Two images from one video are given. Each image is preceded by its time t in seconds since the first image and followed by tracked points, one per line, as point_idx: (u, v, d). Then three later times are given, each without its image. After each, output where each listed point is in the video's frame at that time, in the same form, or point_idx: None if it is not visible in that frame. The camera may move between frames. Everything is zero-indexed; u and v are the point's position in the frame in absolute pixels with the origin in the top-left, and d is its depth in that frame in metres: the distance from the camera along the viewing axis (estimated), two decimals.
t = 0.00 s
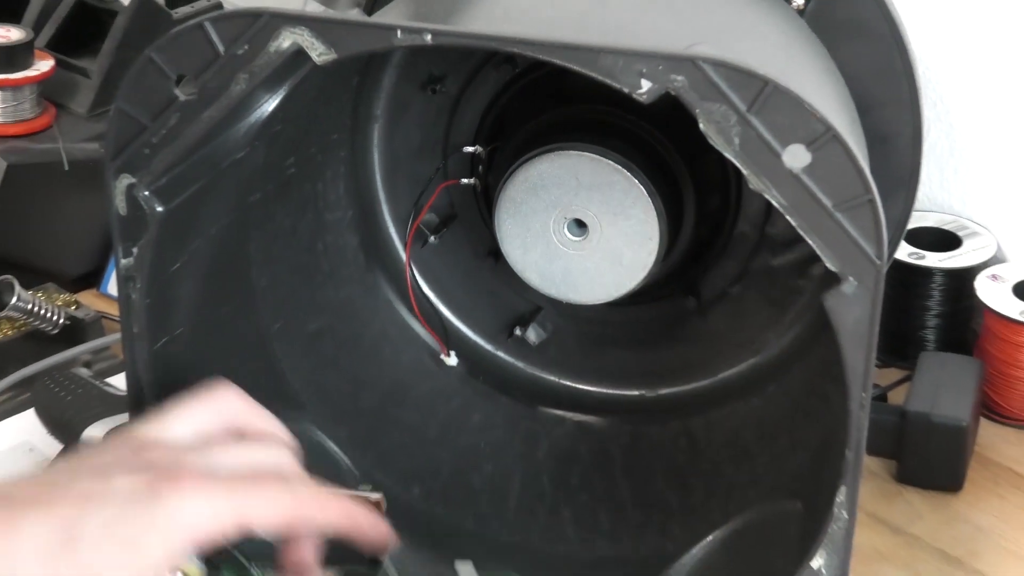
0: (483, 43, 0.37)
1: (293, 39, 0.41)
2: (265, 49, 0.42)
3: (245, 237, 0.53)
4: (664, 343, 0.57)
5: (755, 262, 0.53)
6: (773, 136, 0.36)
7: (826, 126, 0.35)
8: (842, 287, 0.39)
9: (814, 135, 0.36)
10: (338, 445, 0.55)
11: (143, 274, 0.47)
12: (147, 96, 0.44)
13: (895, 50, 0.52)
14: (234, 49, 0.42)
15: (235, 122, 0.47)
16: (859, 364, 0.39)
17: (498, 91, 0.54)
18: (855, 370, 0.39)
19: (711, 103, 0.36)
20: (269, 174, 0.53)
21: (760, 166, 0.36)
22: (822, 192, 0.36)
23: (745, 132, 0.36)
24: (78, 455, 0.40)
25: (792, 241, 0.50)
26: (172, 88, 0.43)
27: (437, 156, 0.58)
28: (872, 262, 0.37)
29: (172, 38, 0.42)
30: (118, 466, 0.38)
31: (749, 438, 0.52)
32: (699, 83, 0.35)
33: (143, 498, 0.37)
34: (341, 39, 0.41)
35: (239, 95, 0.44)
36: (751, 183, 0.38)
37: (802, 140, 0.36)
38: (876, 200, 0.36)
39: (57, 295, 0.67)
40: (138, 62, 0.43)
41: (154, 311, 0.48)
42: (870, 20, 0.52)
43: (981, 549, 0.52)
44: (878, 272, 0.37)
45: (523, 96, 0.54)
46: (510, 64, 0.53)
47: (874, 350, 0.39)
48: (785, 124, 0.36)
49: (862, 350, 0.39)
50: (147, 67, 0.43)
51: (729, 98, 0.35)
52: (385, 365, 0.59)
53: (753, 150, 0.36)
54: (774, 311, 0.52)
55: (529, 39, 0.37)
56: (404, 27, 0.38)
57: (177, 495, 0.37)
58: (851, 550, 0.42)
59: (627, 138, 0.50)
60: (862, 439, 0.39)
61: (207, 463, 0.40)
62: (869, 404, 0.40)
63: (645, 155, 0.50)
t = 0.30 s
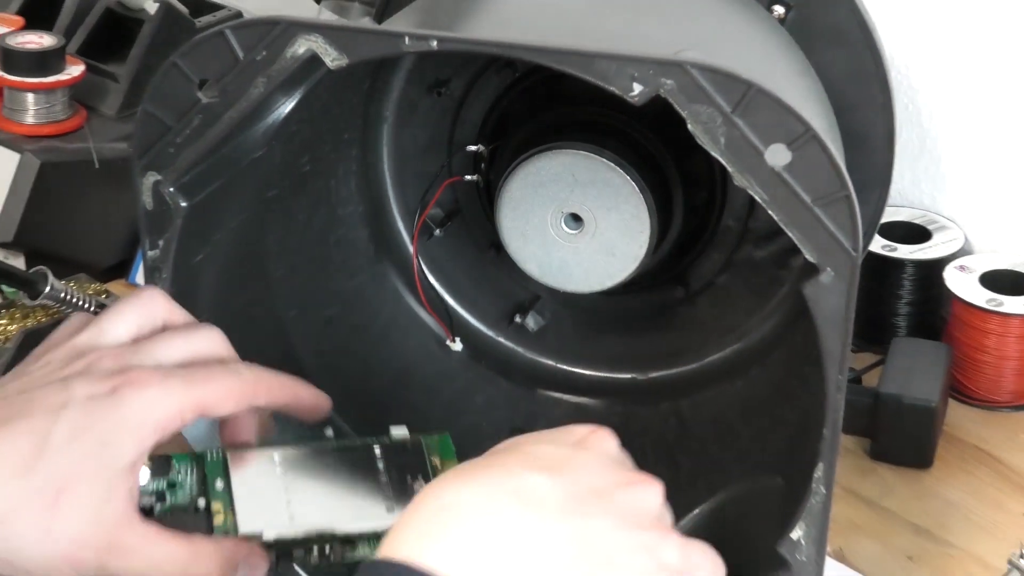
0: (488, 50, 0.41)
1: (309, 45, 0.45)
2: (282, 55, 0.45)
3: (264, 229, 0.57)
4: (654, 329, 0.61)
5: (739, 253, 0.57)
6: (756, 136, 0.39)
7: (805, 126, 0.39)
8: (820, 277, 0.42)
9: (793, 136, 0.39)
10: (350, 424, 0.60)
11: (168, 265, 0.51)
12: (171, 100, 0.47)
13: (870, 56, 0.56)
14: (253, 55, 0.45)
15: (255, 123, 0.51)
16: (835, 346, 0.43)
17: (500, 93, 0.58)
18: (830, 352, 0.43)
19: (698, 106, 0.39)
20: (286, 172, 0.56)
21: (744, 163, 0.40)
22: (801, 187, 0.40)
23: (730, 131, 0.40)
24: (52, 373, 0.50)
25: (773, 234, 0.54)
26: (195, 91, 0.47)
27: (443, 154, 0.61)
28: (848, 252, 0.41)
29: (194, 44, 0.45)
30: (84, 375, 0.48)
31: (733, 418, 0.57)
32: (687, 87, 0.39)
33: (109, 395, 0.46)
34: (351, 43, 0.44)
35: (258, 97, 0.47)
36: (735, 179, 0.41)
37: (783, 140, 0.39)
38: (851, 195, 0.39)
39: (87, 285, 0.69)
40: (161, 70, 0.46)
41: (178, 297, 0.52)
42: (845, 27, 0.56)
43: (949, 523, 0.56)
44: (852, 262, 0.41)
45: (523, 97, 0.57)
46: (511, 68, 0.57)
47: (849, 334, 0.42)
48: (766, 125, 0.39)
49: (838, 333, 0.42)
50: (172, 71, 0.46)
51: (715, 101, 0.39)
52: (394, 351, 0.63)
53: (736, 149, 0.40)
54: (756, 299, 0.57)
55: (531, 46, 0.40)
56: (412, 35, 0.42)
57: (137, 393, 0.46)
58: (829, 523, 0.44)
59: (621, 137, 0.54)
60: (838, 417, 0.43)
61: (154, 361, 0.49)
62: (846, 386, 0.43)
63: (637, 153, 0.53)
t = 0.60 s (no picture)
0: (491, 56, 0.43)
1: (322, 52, 0.47)
2: (297, 60, 0.47)
3: (280, 225, 0.60)
4: (646, 318, 0.64)
5: (725, 248, 0.60)
6: (741, 136, 0.42)
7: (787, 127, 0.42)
8: (801, 270, 0.45)
9: (776, 136, 0.42)
10: (361, 410, 0.65)
11: (190, 258, 0.54)
12: (194, 103, 0.50)
13: (850, 67, 0.60)
14: (269, 61, 0.47)
15: (273, 125, 0.53)
16: (814, 335, 0.46)
17: (501, 98, 0.62)
18: (810, 341, 0.46)
19: (686, 109, 0.42)
20: (300, 172, 0.60)
21: (729, 163, 0.43)
22: (783, 186, 0.43)
23: (717, 133, 0.42)
24: (107, 440, 0.50)
25: (756, 230, 0.58)
26: (214, 96, 0.49)
27: (448, 154, 0.65)
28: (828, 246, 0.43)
29: (213, 51, 0.48)
30: (161, 443, 0.48)
31: (719, 402, 0.60)
32: (677, 90, 0.42)
33: (192, 462, 0.46)
34: (361, 49, 0.46)
35: (274, 102, 0.49)
36: (721, 178, 0.44)
37: (766, 140, 0.42)
38: (830, 191, 0.42)
39: (115, 276, 0.76)
40: (182, 76, 0.49)
41: (200, 289, 0.55)
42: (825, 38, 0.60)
43: (924, 499, 0.61)
44: (831, 256, 0.44)
45: (523, 100, 0.61)
46: (511, 74, 0.60)
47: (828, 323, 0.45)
48: (750, 126, 0.42)
49: (818, 323, 0.45)
50: (193, 77, 0.49)
51: (703, 104, 0.41)
52: (399, 339, 0.67)
53: (722, 149, 0.42)
54: (741, 290, 0.60)
55: (531, 52, 0.43)
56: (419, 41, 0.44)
57: (221, 460, 0.47)
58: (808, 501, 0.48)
59: (614, 138, 0.57)
60: (818, 401, 0.46)
61: (225, 425, 0.51)
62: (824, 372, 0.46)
63: (629, 153, 0.57)
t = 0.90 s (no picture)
0: (493, 56, 0.45)
1: (327, 51, 0.49)
2: (304, 58, 0.49)
3: (288, 221, 0.62)
4: (641, 309, 0.67)
5: (719, 241, 0.62)
6: (734, 134, 0.43)
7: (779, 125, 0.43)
8: (793, 263, 0.47)
9: (768, 133, 0.43)
10: (365, 397, 0.67)
11: (200, 252, 0.55)
12: (204, 101, 0.51)
13: (841, 66, 0.62)
14: (277, 60, 0.49)
15: (280, 122, 0.55)
16: (805, 325, 0.48)
17: (501, 96, 0.64)
18: (801, 330, 0.48)
19: (681, 107, 0.43)
20: (308, 168, 0.61)
21: (723, 159, 0.44)
22: (775, 181, 0.44)
23: (711, 130, 0.44)
24: (166, 446, 0.54)
25: (750, 223, 0.60)
26: (224, 94, 0.51)
27: (451, 150, 0.67)
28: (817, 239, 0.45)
29: (222, 50, 0.50)
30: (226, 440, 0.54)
31: (712, 390, 0.63)
32: (672, 89, 0.43)
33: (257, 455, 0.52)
34: (366, 48, 0.48)
35: (280, 100, 0.51)
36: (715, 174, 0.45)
37: (759, 138, 0.44)
38: (821, 187, 0.44)
39: (126, 270, 0.79)
40: (193, 74, 0.51)
41: (209, 282, 0.57)
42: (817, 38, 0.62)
43: (910, 485, 0.63)
44: (820, 248, 0.45)
45: (523, 99, 0.63)
46: (512, 73, 0.62)
47: (818, 313, 0.47)
48: (742, 123, 0.43)
49: (807, 313, 0.47)
50: (203, 76, 0.51)
51: (697, 102, 0.43)
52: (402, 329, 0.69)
53: (716, 146, 0.44)
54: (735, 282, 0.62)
55: (531, 53, 0.44)
56: (422, 41, 0.46)
57: (282, 453, 0.53)
58: (799, 485, 0.50)
59: (612, 135, 0.59)
60: (809, 389, 0.48)
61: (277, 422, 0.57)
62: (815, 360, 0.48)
63: (626, 149, 0.58)
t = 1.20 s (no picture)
0: (493, 54, 0.47)
1: (333, 49, 0.50)
2: (311, 56, 0.51)
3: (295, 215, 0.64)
4: (638, 299, 0.68)
5: (714, 234, 0.64)
6: (728, 129, 0.45)
7: (773, 120, 0.45)
8: (786, 256, 0.48)
9: (762, 129, 0.45)
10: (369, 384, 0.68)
11: (209, 244, 0.57)
12: (212, 98, 0.53)
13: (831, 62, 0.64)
14: (284, 58, 0.51)
15: (287, 119, 0.56)
16: (798, 317, 0.49)
17: (502, 93, 0.65)
18: (793, 321, 0.49)
19: (676, 103, 0.45)
20: (314, 164, 0.63)
21: (717, 154, 0.46)
22: (769, 176, 0.46)
23: (706, 126, 0.45)
24: (222, 376, 0.58)
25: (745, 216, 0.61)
26: (233, 91, 0.53)
27: (453, 145, 0.69)
28: (811, 232, 0.47)
29: (231, 49, 0.52)
30: (282, 371, 0.57)
31: (706, 378, 0.65)
32: (668, 86, 0.45)
33: (315, 386, 0.56)
34: (370, 47, 0.49)
35: (288, 97, 0.53)
36: (711, 168, 0.47)
37: (753, 133, 0.45)
38: (813, 181, 0.45)
39: (139, 262, 0.79)
40: (203, 72, 0.52)
41: (219, 273, 0.59)
42: (809, 36, 0.64)
43: (898, 471, 0.65)
44: (812, 241, 0.47)
45: (523, 96, 0.65)
46: (512, 71, 0.64)
47: (810, 305, 0.48)
48: (737, 119, 0.45)
49: (800, 304, 0.49)
50: (212, 73, 0.52)
51: (692, 99, 0.45)
52: (406, 319, 0.71)
53: (711, 141, 0.45)
54: (729, 274, 0.64)
55: (530, 51, 0.46)
56: (424, 40, 0.47)
57: (340, 381, 0.57)
58: (792, 471, 0.51)
59: (611, 129, 0.60)
60: (802, 378, 0.49)
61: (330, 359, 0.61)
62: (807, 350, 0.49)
63: (624, 145, 0.60)
